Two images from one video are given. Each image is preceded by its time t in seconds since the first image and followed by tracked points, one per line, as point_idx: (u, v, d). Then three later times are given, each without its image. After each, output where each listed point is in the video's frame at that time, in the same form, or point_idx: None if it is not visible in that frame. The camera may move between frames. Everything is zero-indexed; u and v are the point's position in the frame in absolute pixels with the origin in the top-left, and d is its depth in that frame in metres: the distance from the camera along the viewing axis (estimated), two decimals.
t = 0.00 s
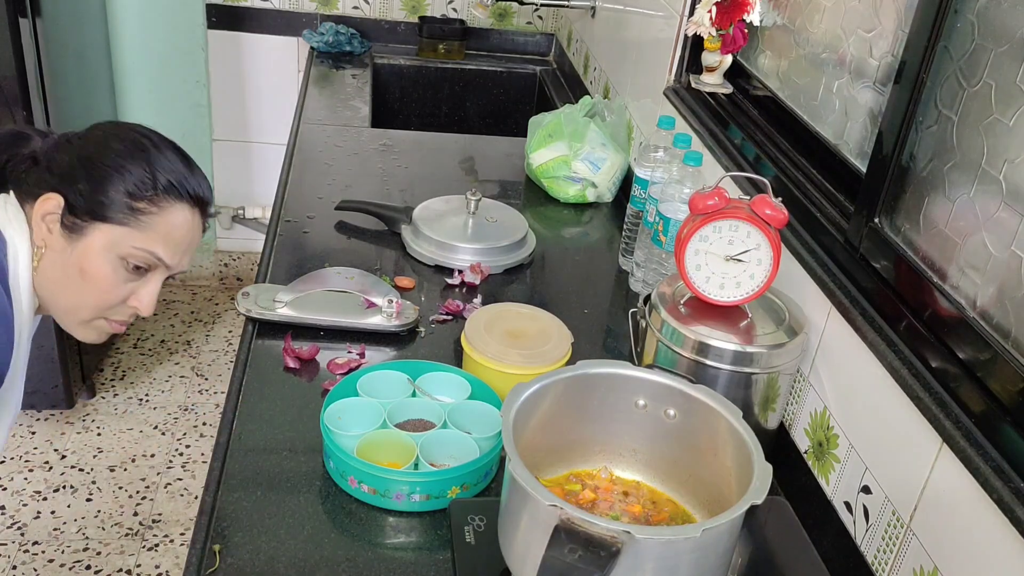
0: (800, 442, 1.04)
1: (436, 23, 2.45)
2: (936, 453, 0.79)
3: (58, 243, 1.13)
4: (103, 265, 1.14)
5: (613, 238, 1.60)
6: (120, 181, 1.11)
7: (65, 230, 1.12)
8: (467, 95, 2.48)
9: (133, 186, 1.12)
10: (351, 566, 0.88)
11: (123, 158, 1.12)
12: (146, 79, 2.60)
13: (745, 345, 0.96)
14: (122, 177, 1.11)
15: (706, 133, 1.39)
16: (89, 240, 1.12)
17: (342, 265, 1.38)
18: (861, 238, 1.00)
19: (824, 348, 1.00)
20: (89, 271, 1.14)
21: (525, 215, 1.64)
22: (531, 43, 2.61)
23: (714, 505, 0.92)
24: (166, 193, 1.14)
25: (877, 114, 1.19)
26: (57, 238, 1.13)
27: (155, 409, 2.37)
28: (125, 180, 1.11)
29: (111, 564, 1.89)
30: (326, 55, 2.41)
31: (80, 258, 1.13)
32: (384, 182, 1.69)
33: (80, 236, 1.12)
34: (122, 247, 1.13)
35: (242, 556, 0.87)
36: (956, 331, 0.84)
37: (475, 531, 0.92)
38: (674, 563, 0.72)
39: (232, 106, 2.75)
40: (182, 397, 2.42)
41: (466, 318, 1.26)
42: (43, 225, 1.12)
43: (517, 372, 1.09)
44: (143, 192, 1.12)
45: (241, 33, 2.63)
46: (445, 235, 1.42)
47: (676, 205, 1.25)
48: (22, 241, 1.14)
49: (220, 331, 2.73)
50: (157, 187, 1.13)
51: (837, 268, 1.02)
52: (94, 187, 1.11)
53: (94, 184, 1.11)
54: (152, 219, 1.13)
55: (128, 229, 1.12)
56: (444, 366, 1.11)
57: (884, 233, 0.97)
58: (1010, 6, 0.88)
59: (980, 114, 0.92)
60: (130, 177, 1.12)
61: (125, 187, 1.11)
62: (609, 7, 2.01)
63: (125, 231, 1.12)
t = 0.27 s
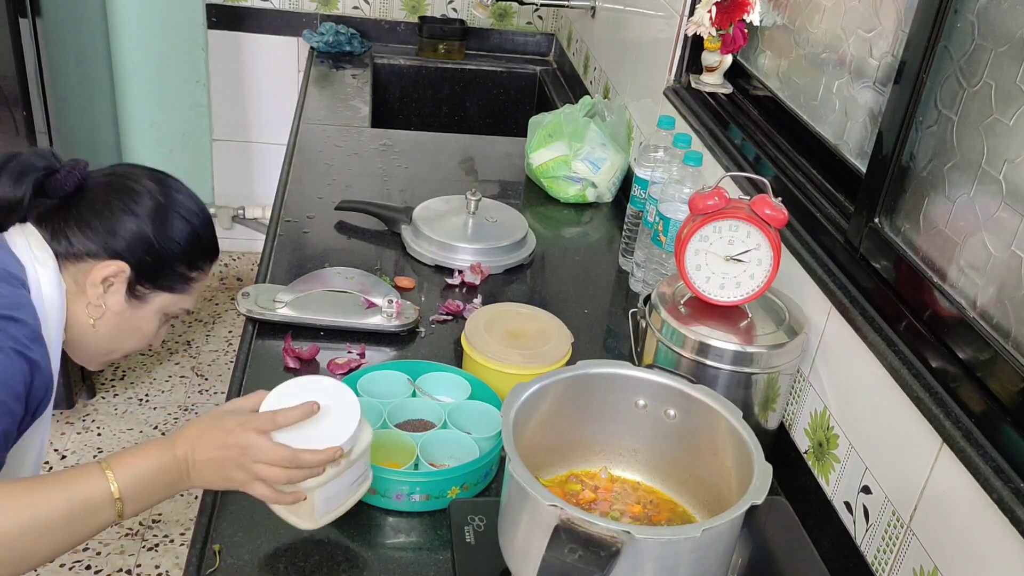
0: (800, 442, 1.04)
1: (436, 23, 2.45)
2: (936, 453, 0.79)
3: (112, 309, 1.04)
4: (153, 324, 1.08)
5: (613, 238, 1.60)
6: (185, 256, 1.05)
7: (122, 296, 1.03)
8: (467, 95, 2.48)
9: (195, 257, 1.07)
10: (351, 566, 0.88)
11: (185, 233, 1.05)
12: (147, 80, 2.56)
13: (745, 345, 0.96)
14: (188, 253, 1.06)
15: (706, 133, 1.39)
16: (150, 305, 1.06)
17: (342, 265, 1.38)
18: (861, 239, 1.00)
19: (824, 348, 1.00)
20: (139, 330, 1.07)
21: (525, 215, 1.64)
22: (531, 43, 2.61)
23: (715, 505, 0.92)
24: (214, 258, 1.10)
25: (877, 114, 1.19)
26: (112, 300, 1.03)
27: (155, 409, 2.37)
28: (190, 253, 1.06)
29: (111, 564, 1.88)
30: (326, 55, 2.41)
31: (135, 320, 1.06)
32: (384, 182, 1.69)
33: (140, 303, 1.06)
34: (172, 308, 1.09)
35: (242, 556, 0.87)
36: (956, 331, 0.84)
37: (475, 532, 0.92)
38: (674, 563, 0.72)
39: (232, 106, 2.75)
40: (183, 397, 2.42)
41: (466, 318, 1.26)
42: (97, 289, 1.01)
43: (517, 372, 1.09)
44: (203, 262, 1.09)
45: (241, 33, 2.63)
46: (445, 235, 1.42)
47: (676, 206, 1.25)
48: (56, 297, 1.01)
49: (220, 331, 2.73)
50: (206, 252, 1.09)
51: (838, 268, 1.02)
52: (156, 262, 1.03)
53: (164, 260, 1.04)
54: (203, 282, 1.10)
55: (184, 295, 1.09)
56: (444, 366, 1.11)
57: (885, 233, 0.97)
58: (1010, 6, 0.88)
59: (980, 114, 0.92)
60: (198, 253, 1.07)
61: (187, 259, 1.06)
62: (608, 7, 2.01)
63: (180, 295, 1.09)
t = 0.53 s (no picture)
0: (800, 442, 1.04)
1: (436, 23, 2.45)
2: (936, 453, 0.79)
3: (84, 365, 1.19)
4: (116, 381, 1.24)
5: (613, 238, 1.60)
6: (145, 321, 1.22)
7: (93, 354, 1.19)
8: (467, 95, 2.48)
9: (151, 321, 1.23)
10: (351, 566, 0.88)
11: (141, 297, 1.21)
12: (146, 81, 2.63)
13: (745, 345, 0.96)
14: (147, 317, 1.22)
15: (706, 133, 1.39)
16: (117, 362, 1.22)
17: (342, 265, 1.38)
18: (861, 239, 1.00)
19: (824, 348, 1.00)
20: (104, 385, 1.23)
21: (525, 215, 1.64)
22: (531, 43, 2.61)
23: (714, 505, 0.92)
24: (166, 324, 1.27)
25: (877, 115, 1.19)
26: (84, 357, 1.18)
27: (154, 409, 2.37)
28: (147, 317, 1.22)
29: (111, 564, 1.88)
30: (326, 55, 2.41)
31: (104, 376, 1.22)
32: (384, 182, 1.69)
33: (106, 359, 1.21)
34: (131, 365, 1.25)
35: (241, 556, 0.87)
36: (956, 331, 0.84)
37: (475, 531, 0.92)
38: (674, 564, 0.72)
39: (232, 107, 2.75)
40: (182, 397, 2.42)
41: (466, 318, 1.26)
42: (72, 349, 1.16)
43: (517, 372, 1.09)
44: (158, 327, 1.25)
45: (241, 33, 2.63)
46: (445, 235, 1.42)
47: (676, 205, 1.25)
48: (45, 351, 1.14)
49: (220, 331, 2.72)
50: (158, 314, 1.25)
51: (838, 268, 1.02)
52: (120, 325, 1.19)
53: (127, 323, 1.20)
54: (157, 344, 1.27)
55: (142, 353, 1.25)
56: (444, 366, 1.11)
57: (884, 233, 0.97)
58: (1010, 6, 0.88)
59: (980, 113, 0.92)
60: (153, 317, 1.23)
61: (145, 322, 1.22)
62: (609, 7, 2.01)
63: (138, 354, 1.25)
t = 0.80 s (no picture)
0: (800, 442, 1.04)
1: (436, 23, 2.45)
2: (936, 453, 0.79)
3: (73, 344, 1.19)
4: (107, 355, 1.25)
5: (613, 238, 1.60)
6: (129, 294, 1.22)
7: (81, 332, 1.19)
8: (467, 95, 2.48)
9: (135, 293, 1.24)
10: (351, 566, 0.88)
11: (123, 272, 1.21)
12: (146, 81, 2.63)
13: (745, 345, 0.96)
14: (131, 290, 1.22)
15: (706, 133, 1.39)
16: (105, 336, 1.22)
17: (342, 265, 1.38)
18: (861, 239, 1.00)
19: (824, 348, 1.00)
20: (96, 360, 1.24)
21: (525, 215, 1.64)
22: (531, 43, 2.61)
23: (715, 505, 0.92)
24: (151, 294, 1.27)
25: (877, 115, 1.19)
26: (71, 336, 1.19)
27: (154, 409, 2.37)
28: (132, 289, 1.22)
29: (112, 564, 1.88)
30: (326, 55, 2.41)
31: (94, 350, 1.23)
32: (384, 182, 1.69)
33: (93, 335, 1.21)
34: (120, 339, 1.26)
35: (242, 556, 0.87)
36: (956, 331, 0.84)
37: (475, 531, 0.92)
38: (674, 563, 0.72)
39: (232, 107, 2.75)
40: (182, 397, 2.42)
41: (466, 318, 1.26)
42: (58, 329, 1.16)
43: (517, 371, 1.09)
44: (143, 298, 1.26)
45: (241, 33, 2.63)
46: (445, 235, 1.42)
47: (676, 205, 1.25)
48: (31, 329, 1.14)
49: (220, 331, 2.73)
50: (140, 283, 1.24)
51: (838, 268, 1.02)
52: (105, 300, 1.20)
53: (112, 298, 1.20)
54: (144, 314, 1.27)
55: (130, 325, 1.25)
56: (444, 366, 1.11)
57: (885, 233, 0.97)
58: (1010, 6, 0.88)
59: (980, 113, 0.92)
60: (136, 289, 1.23)
61: (130, 295, 1.23)
62: (609, 7, 2.01)
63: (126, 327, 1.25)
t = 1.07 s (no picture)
0: (800, 442, 1.04)
1: (436, 23, 2.45)
2: (936, 453, 0.79)
3: (47, 247, 1.12)
4: (94, 258, 1.13)
5: (613, 238, 1.60)
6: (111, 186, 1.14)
7: (53, 235, 1.11)
8: (467, 95, 2.48)
9: (111, 185, 1.14)
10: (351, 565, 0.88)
11: (95, 172, 1.14)
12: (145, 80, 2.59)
13: (745, 345, 0.96)
14: (99, 182, 1.13)
15: (706, 133, 1.39)
16: (80, 234, 1.12)
17: (342, 265, 1.38)
18: (861, 239, 1.00)
19: (824, 348, 1.00)
20: (81, 265, 1.13)
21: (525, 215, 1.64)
22: (530, 43, 2.61)
23: (714, 505, 0.92)
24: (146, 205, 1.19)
25: (877, 114, 1.19)
26: (43, 240, 1.11)
27: (154, 409, 2.36)
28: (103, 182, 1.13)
29: (111, 564, 1.88)
30: (326, 55, 2.41)
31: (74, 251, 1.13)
32: (384, 182, 1.69)
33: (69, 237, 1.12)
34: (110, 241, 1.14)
35: (242, 556, 0.87)
36: (956, 331, 0.84)
37: (475, 531, 0.92)
38: (674, 563, 0.72)
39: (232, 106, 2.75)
40: (182, 397, 2.42)
41: (466, 318, 1.26)
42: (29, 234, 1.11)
43: (517, 372, 1.09)
44: (119, 189, 1.14)
45: (241, 33, 2.63)
46: (445, 235, 1.42)
47: (676, 205, 1.25)
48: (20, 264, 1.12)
49: (220, 331, 2.73)
50: (127, 192, 1.16)
51: (838, 268, 1.02)
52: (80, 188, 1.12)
53: (78, 189, 1.11)
54: (138, 215, 1.17)
55: (116, 223, 1.14)
56: (444, 366, 1.11)
57: (885, 233, 0.97)
58: (1010, 6, 0.88)
59: (980, 113, 0.92)
60: (107, 180, 1.14)
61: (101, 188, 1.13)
62: (609, 7, 2.01)
63: (109, 225, 1.14)
